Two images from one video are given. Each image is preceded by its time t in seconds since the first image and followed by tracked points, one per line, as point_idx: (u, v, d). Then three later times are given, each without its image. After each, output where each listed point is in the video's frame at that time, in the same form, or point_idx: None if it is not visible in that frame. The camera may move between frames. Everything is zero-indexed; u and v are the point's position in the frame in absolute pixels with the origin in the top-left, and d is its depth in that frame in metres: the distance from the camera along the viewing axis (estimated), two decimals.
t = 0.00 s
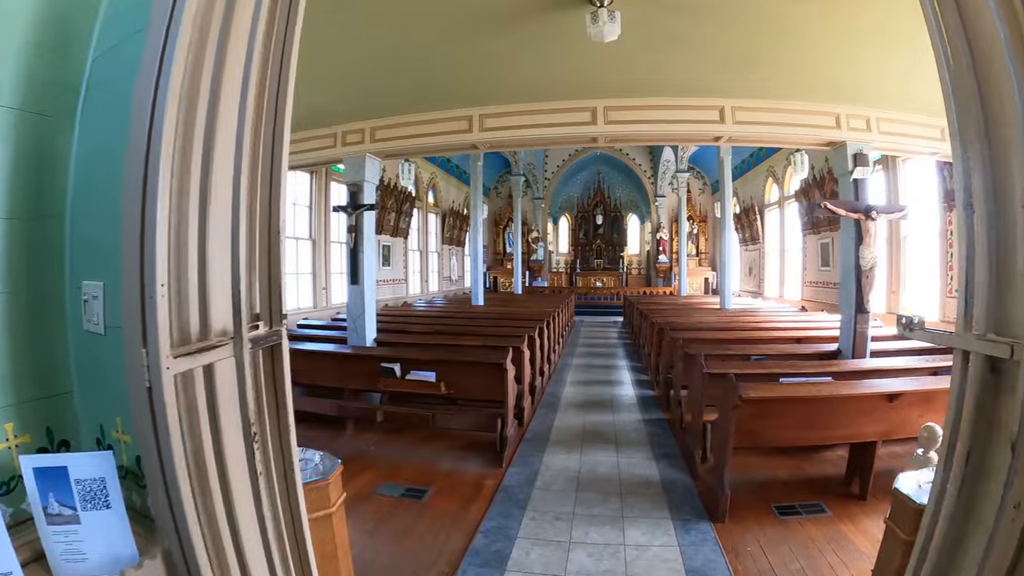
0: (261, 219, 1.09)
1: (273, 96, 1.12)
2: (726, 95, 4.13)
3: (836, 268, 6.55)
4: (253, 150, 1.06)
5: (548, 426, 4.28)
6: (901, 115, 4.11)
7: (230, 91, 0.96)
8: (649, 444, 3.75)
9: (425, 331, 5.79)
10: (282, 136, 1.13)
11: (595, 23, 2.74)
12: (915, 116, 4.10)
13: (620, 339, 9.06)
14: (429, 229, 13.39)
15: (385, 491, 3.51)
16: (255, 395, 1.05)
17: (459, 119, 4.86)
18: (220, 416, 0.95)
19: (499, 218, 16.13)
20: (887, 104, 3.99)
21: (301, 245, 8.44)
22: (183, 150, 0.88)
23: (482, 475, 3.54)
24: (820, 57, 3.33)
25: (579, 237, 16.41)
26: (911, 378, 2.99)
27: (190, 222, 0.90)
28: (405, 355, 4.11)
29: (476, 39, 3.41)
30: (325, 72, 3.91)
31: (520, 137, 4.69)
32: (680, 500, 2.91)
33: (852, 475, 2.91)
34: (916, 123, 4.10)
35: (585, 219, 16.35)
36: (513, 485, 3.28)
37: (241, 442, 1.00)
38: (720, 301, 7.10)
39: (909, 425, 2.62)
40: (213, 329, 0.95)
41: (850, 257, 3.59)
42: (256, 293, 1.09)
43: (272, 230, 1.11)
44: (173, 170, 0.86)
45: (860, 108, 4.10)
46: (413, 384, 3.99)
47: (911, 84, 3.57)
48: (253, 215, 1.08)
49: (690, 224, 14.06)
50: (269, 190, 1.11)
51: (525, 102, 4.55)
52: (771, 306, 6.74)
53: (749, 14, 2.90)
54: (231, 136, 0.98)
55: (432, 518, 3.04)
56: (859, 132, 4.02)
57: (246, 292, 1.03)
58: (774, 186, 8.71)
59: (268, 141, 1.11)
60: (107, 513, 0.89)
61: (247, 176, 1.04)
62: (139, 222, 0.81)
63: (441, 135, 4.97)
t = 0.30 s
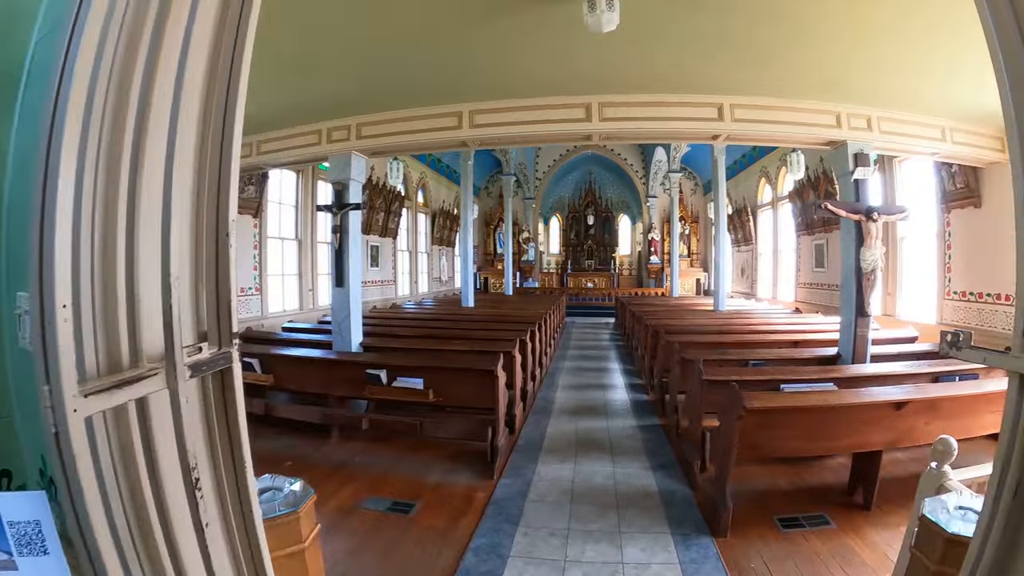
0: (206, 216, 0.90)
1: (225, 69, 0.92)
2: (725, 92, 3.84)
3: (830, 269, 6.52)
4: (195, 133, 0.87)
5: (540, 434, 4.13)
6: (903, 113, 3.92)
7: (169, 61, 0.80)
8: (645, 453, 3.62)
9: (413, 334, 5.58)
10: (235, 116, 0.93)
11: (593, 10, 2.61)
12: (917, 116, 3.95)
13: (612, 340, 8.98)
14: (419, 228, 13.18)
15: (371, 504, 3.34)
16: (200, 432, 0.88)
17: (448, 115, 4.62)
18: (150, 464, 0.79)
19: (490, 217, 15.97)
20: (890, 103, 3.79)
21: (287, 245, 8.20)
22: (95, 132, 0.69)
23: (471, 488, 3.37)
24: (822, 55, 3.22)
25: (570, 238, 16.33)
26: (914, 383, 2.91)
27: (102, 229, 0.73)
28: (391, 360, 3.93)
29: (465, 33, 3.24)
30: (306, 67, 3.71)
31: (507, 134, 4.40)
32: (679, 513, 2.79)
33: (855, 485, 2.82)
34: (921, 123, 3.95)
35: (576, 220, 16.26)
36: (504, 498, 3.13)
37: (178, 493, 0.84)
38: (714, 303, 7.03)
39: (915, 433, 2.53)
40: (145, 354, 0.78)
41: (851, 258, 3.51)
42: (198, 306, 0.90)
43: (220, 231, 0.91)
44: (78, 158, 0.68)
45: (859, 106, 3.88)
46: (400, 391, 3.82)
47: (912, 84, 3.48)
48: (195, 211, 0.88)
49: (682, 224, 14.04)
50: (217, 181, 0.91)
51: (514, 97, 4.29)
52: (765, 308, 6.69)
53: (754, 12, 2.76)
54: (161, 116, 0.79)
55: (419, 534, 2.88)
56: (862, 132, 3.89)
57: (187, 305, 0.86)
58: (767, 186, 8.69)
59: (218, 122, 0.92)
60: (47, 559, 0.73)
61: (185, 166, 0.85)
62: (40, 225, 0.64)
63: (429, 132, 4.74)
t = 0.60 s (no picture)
0: (146, 211, 0.75)
1: (179, 36, 0.78)
2: (722, 88, 3.77)
3: (824, 270, 6.52)
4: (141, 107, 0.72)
5: (533, 439, 4.00)
6: (902, 112, 3.89)
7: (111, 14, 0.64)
8: (642, 458, 3.50)
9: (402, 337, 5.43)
10: (187, 92, 0.77)
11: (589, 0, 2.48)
12: (915, 115, 3.91)
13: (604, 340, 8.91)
14: (410, 228, 13.03)
15: (355, 516, 3.20)
16: (143, 468, 0.72)
17: (438, 110, 4.47)
18: (73, 514, 0.62)
19: (481, 217, 15.87)
20: (888, 102, 3.75)
21: (274, 245, 8.02)
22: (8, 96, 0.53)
23: (462, 498, 3.24)
24: (823, 52, 3.14)
25: (562, 238, 16.28)
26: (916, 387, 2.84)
27: (15, 213, 0.56)
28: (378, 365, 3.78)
29: (457, 24, 3.10)
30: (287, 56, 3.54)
31: (498, 131, 4.25)
32: (678, 523, 2.69)
33: (857, 491, 2.74)
34: (921, 122, 3.92)
35: (568, 220, 16.22)
36: (497, 509, 3.01)
37: (117, 545, 0.65)
38: (707, 303, 6.99)
39: (918, 439, 2.46)
40: (74, 377, 0.61)
41: (850, 258, 3.45)
42: (136, 317, 0.75)
43: (166, 230, 0.77)
44: None
45: (860, 104, 3.84)
46: (387, 397, 3.67)
47: (910, 82, 3.43)
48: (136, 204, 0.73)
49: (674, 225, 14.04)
50: (166, 169, 0.76)
51: (506, 92, 4.14)
52: (756, 308, 6.69)
53: (756, 4, 2.67)
54: (103, 79, 0.63)
55: (408, 547, 2.75)
56: (861, 130, 3.83)
57: (119, 318, 0.70)
58: (760, 187, 8.70)
59: (168, 95, 0.76)
60: None
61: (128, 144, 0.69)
62: None
63: (418, 128, 4.59)
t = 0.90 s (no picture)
0: (62, 195, 0.66)
1: (109, 8, 0.71)
2: (716, 82, 3.68)
3: (818, 270, 6.47)
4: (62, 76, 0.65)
5: (522, 443, 3.86)
6: (899, 109, 3.83)
7: None
8: (634, 464, 3.37)
9: (389, 337, 5.27)
10: (114, 67, 0.70)
11: None
12: (911, 111, 3.85)
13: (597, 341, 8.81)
14: (400, 227, 12.84)
15: (336, 524, 3.05)
16: (52, 486, 0.62)
17: (425, 104, 4.32)
18: None
19: (473, 216, 15.72)
20: (883, 97, 3.69)
21: (260, 244, 7.81)
22: None
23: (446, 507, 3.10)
24: (819, 46, 3.06)
25: (554, 237, 16.19)
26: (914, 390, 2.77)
27: None
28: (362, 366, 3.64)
29: (443, 12, 2.96)
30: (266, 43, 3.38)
31: (487, 125, 4.10)
32: (673, 532, 2.58)
33: (857, 497, 2.65)
34: (918, 119, 3.87)
35: (560, 219, 16.13)
36: (484, 516, 2.88)
37: (4, 575, 0.55)
38: (700, 303, 6.91)
39: (919, 444, 2.38)
40: None
41: (848, 258, 3.37)
42: (52, 318, 0.65)
43: (85, 216, 0.68)
44: None
45: (858, 100, 3.78)
46: (371, 400, 3.52)
47: (907, 78, 3.37)
48: (50, 187, 0.65)
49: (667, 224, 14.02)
50: (84, 151, 0.68)
51: (495, 86, 4.01)
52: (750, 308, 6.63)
53: None
54: (12, 34, 0.55)
55: (390, 557, 2.61)
56: (857, 127, 3.77)
57: (29, 321, 0.61)
58: (753, 186, 8.66)
59: (92, 69, 0.69)
60: None
61: (32, 109, 0.60)
62: None
63: (405, 123, 4.43)
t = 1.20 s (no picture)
0: None
1: None
2: (709, 77, 3.56)
3: (812, 270, 6.41)
4: None
5: (509, 449, 3.63)
6: (896, 106, 3.74)
7: None
8: (624, 471, 3.18)
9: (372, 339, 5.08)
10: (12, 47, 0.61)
11: None
12: (908, 109, 3.77)
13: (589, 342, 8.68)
14: (390, 227, 12.65)
15: (314, 536, 2.89)
16: None
17: (408, 100, 4.15)
18: None
19: (465, 216, 15.55)
20: (880, 93, 3.59)
21: (245, 244, 7.57)
22: None
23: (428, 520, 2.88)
24: (815, 40, 2.96)
25: (546, 237, 16.08)
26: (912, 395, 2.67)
27: None
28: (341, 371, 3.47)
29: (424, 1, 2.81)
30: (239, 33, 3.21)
31: (473, 121, 3.94)
32: (664, 543, 2.43)
33: (854, 506, 2.54)
34: (916, 115, 3.78)
35: (552, 219, 16.03)
36: (467, 527, 2.70)
37: None
38: (693, 304, 6.81)
39: (920, 451, 2.27)
40: None
41: (844, 258, 3.27)
42: None
43: None
44: None
45: (856, 97, 3.68)
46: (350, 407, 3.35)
47: (905, 74, 3.27)
48: None
49: (660, 224, 13.97)
50: None
51: (481, 80, 3.85)
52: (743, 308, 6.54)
53: None
54: None
55: (368, 571, 2.46)
56: (855, 124, 3.67)
57: None
58: (747, 185, 8.60)
59: None
60: None
61: None
62: None
63: (387, 118, 4.26)
